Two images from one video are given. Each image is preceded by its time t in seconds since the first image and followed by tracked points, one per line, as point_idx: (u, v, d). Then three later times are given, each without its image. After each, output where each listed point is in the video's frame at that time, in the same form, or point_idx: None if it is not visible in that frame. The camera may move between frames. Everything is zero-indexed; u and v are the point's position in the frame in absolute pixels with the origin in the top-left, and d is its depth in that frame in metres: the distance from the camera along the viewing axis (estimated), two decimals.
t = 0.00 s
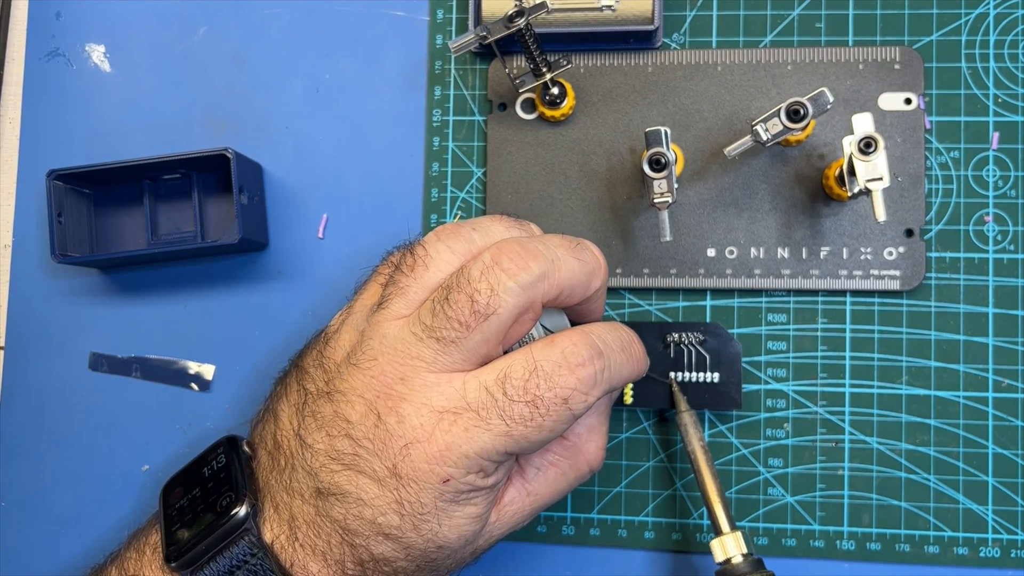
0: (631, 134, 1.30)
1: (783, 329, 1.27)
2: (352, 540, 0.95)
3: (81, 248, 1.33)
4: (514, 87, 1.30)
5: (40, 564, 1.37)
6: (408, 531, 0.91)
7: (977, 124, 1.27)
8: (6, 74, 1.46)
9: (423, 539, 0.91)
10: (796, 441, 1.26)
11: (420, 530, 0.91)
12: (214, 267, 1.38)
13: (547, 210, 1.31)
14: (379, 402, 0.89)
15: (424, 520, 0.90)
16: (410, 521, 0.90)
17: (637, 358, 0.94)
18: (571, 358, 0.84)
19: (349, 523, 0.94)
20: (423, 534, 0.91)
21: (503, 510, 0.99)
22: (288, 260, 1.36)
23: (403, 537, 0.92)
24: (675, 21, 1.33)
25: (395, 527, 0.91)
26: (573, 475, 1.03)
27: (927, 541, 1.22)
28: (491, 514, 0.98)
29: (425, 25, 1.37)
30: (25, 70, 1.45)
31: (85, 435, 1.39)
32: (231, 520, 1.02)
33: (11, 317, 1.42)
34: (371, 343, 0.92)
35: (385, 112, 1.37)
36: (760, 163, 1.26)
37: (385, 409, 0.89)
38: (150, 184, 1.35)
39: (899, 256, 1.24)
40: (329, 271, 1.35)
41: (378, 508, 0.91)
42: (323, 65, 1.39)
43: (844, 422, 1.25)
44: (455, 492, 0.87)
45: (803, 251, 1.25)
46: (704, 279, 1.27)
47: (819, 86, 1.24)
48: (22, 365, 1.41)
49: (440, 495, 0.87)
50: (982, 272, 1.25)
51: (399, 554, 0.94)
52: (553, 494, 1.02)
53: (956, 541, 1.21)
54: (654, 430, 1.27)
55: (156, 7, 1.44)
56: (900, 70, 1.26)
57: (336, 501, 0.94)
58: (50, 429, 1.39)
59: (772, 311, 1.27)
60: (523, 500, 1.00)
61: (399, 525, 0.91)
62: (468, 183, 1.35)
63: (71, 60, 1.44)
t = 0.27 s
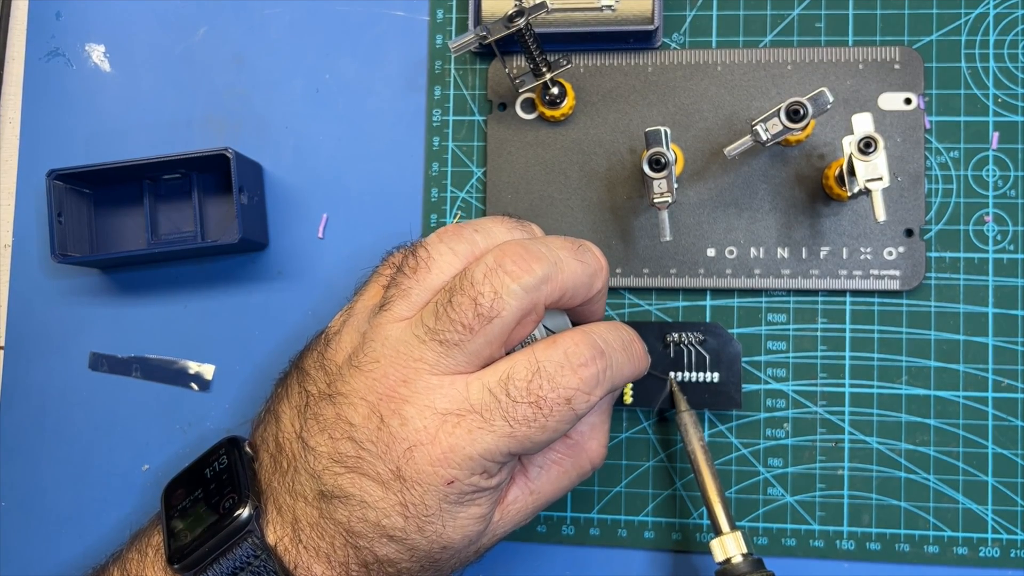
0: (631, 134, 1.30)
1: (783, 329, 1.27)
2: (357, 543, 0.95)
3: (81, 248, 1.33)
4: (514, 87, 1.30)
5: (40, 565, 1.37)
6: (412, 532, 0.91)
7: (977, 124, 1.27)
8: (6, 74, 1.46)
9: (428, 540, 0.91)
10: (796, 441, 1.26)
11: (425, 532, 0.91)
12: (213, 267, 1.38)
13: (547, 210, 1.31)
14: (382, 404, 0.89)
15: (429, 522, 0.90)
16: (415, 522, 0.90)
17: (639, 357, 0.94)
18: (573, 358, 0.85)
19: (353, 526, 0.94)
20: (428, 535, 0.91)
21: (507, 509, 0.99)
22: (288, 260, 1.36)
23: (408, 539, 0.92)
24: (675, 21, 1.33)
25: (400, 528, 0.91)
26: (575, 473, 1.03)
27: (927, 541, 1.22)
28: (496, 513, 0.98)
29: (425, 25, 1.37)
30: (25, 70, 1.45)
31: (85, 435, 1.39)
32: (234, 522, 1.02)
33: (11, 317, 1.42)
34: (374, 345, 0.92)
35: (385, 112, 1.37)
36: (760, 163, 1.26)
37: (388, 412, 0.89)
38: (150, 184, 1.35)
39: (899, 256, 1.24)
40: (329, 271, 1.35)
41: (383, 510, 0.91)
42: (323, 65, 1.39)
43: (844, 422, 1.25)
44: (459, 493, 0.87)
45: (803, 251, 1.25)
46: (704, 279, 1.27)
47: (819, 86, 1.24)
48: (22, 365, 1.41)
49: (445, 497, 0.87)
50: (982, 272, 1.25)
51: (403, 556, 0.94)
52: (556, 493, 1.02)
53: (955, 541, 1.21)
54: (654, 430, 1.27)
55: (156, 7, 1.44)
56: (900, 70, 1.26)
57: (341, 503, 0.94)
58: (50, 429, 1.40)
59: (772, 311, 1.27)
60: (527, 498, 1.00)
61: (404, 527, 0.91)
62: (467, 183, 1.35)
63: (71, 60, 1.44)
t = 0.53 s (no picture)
0: (631, 134, 1.30)
1: (783, 329, 1.27)
2: (363, 545, 0.95)
3: (81, 248, 1.33)
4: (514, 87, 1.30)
5: (39, 565, 1.37)
6: (419, 535, 0.91)
7: (977, 123, 1.27)
8: (6, 74, 1.45)
9: (435, 542, 0.92)
10: (796, 440, 1.26)
11: (432, 534, 0.91)
12: (213, 267, 1.38)
13: (547, 210, 1.31)
14: (387, 407, 0.89)
15: (436, 525, 0.90)
16: (422, 525, 0.91)
17: (643, 356, 0.94)
18: (580, 360, 0.85)
19: (359, 529, 0.94)
20: (435, 538, 0.91)
21: (512, 510, 0.99)
22: (288, 260, 1.36)
23: (415, 541, 0.92)
24: (675, 21, 1.33)
25: (407, 531, 0.91)
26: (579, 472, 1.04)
27: (927, 541, 1.22)
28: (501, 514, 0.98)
29: (425, 25, 1.37)
30: (25, 70, 1.45)
31: (85, 435, 1.39)
32: (239, 524, 1.02)
33: (11, 317, 1.42)
34: (379, 349, 0.91)
35: (385, 112, 1.37)
36: (760, 163, 1.26)
37: (394, 415, 0.89)
38: (150, 184, 1.35)
39: (898, 256, 1.24)
40: (329, 271, 1.35)
41: (390, 514, 0.91)
42: (323, 65, 1.39)
43: (844, 422, 1.25)
44: (466, 495, 0.87)
45: (802, 251, 1.25)
46: (704, 279, 1.27)
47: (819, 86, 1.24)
48: (21, 365, 1.41)
49: (451, 499, 0.88)
50: (981, 272, 1.25)
51: (409, 558, 0.94)
52: (560, 493, 1.03)
53: (955, 541, 1.21)
54: (654, 430, 1.27)
55: (156, 7, 1.44)
56: (900, 70, 1.26)
57: (347, 506, 0.94)
58: (50, 429, 1.39)
59: (772, 311, 1.27)
60: (533, 499, 1.00)
61: (411, 530, 0.91)
62: (467, 183, 1.35)
63: (71, 60, 1.44)
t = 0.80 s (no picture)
0: (631, 134, 1.30)
1: (783, 329, 1.27)
2: (371, 555, 0.95)
3: (81, 248, 1.33)
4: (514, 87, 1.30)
5: (39, 565, 1.37)
6: (427, 546, 0.92)
7: (977, 124, 1.27)
8: (6, 74, 1.45)
9: (442, 552, 0.92)
10: (796, 440, 1.26)
11: (439, 545, 0.91)
12: (213, 267, 1.38)
13: (547, 210, 1.31)
14: (396, 417, 0.89)
15: (445, 536, 0.90)
16: (431, 537, 0.91)
17: (650, 366, 0.95)
18: (589, 372, 0.85)
19: (367, 540, 0.94)
20: (442, 548, 0.91)
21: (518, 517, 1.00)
22: (288, 260, 1.36)
23: (423, 551, 0.92)
24: (674, 21, 1.33)
25: (415, 542, 0.92)
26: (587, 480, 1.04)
27: (927, 541, 1.22)
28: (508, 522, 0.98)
29: (425, 25, 1.37)
30: (25, 70, 1.45)
31: (84, 435, 1.39)
32: (245, 532, 1.02)
33: (11, 317, 1.42)
34: (389, 360, 0.91)
35: (385, 112, 1.37)
36: (760, 163, 1.26)
37: (404, 426, 0.88)
38: (150, 184, 1.35)
39: (898, 256, 1.24)
40: (329, 271, 1.35)
41: (397, 524, 0.91)
42: (323, 65, 1.39)
43: (844, 422, 1.25)
44: (474, 507, 0.88)
45: (802, 251, 1.25)
46: (704, 279, 1.27)
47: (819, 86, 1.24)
48: (21, 365, 1.41)
49: (459, 510, 0.88)
50: (981, 272, 1.25)
51: (417, 567, 0.95)
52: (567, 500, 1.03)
53: (955, 541, 1.21)
54: (654, 430, 1.27)
55: (156, 7, 1.44)
56: (900, 70, 1.26)
57: (355, 516, 0.94)
58: (50, 429, 1.39)
59: (771, 311, 1.27)
60: (539, 508, 1.01)
61: (418, 541, 0.91)
62: (467, 183, 1.35)
63: (71, 60, 1.44)
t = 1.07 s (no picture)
0: (631, 134, 1.30)
1: (783, 328, 1.27)
2: (375, 548, 0.95)
3: (81, 248, 1.33)
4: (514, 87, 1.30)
5: (39, 564, 1.37)
6: (432, 538, 0.92)
7: (977, 123, 1.27)
8: (6, 74, 1.45)
9: (447, 544, 0.92)
10: (796, 440, 1.26)
11: (444, 536, 0.92)
12: (213, 267, 1.38)
13: (547, 210, 1.31)
14: (398, 411, 0.89)
15: (449, 527, 0.91)
16: (435, 529, 0.91)
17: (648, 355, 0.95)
18: (590, 360, 0.86)
19: (371, 533, 0.95)
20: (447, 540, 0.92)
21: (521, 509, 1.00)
22: (288, 260, 1.36)
23: (428, 543, 0.93)
24: (675, 21, 1.33)
25: (420, 534, 0.92)
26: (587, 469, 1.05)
27: (927, 541, 1.22)
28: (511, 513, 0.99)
29: (425, 25, 1.37)
30: (25, 70, 1.45)
31: (84, 435, 1.39)
32: (247, 528, 1.03)
33: (11, 317, 1.42)
34: (389, 353, 0.91)
35: (385, 112, 1.37)
36: (760, 162, 1.26)
37: (406, 420, 0.88)
38: (150, 184, 1.35)
39: (898, 256, 1.24)
40: (329, 271, 1.35)
41: (402, 517, 0.92)
42: (323, 65, 1.39)
43: (844, 422, 1.25)
44: (478, 498, 0.88)
45: (802, 250, 1.25)
46: (704, 279, 1.27)
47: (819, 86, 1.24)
48: (21, 365, 1.41)
49: (464, 502, 0.88)
50: (982, 272, 1.25)
51: (421, 560, 0.95)
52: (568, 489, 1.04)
53: (955, 541, 1.21)
54: (654, 430, 1.27)
55: (156, 7, 1.44)
56: (899, 70, 1.26)
57: (359, 509, 0.94)
58: (50, 429, 1.39)
59: (771, 311, 1.27)
60: (542, 496, 1.01)
61: (423, 533, 0.92)
62: (467, 183, 1.35)
63: (71, 60, 1.44)
